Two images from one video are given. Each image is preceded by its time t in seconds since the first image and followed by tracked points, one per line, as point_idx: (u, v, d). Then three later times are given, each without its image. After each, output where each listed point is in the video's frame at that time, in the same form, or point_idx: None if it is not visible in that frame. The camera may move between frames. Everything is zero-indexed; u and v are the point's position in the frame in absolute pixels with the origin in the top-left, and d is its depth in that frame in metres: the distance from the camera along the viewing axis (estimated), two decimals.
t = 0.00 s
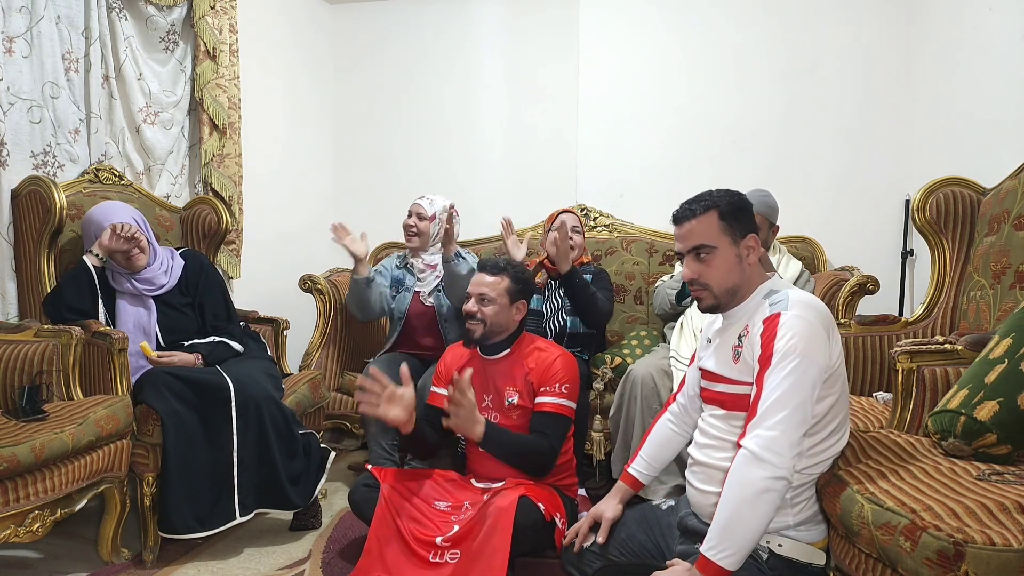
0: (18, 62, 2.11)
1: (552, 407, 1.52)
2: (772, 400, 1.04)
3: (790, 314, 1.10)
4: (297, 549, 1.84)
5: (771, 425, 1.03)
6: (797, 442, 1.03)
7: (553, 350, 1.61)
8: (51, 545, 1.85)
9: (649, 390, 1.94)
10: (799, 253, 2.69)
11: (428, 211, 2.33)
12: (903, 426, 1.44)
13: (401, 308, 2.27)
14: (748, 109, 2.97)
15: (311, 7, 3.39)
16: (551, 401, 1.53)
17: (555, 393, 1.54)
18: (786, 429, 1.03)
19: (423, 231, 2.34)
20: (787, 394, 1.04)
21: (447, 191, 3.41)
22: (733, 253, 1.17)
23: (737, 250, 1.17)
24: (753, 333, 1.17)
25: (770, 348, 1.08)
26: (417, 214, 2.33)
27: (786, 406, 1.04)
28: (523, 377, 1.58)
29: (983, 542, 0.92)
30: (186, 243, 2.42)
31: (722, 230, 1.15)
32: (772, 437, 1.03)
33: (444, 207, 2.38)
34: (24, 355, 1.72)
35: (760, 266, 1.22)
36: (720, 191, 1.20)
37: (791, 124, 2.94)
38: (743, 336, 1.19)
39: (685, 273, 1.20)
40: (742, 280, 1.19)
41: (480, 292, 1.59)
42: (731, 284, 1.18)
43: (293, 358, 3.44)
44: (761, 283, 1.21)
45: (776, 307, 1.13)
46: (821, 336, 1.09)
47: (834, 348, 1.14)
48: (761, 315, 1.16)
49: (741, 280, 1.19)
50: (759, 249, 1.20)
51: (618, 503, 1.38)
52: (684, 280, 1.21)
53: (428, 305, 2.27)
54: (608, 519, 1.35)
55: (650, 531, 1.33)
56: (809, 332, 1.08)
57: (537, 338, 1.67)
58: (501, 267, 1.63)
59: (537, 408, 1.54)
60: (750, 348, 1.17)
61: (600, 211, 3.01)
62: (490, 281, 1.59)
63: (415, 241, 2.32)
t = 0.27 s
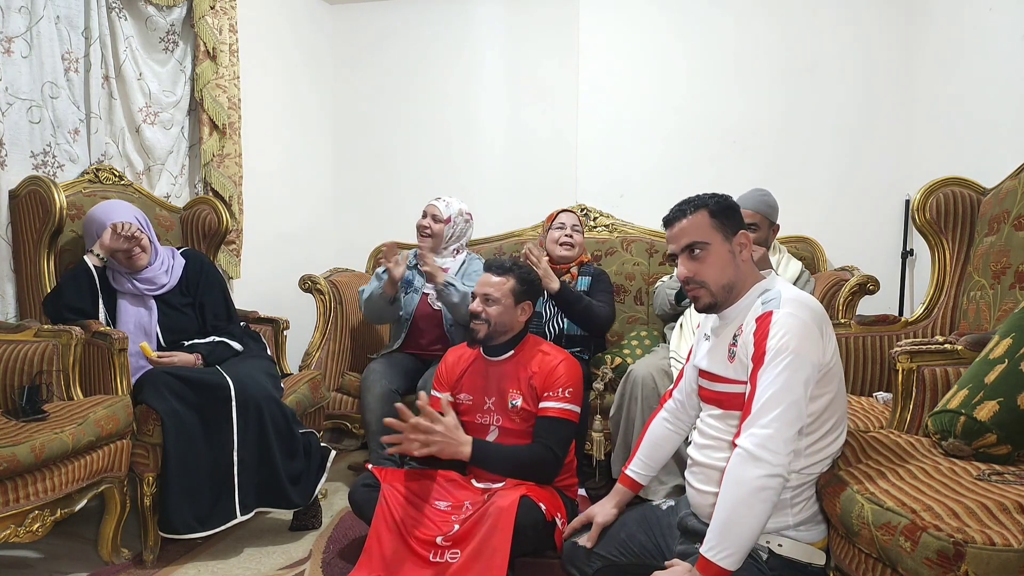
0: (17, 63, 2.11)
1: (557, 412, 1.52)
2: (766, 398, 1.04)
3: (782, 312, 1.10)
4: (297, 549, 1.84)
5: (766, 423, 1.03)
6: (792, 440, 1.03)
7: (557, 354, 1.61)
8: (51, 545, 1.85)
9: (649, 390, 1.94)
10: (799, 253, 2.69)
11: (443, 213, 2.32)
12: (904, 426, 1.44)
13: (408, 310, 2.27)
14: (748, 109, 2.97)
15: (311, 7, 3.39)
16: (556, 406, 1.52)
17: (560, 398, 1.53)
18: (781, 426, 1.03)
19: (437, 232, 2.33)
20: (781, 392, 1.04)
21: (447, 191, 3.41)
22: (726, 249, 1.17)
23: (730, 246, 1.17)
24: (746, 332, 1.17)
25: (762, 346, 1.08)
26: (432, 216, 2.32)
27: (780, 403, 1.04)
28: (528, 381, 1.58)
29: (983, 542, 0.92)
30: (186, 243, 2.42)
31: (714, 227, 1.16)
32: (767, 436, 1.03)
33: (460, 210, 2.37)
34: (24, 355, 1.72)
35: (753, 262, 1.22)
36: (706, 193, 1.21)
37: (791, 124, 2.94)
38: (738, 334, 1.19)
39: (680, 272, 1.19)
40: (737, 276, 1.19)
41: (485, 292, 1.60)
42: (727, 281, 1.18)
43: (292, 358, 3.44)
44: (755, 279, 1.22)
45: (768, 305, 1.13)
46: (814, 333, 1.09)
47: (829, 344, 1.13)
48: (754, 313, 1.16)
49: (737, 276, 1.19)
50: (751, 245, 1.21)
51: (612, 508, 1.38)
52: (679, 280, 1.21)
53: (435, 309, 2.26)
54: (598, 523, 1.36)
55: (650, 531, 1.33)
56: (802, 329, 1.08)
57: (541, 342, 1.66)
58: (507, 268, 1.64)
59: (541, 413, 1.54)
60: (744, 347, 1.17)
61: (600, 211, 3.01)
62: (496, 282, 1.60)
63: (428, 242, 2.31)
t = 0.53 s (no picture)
0: (16, 63, 2.11)
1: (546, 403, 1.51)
2: (763, 397, 1.04)
3: (778, 311, 1.10)
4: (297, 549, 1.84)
5: (763, 421, 1.03)
6: (789, 438, 1.03)
7: (555, 350, 1.60)
8: (51, 545, 1.85)
9: (648, 390, 1.94)
10: (799, 253, 2.69)
11: (454, 213, 2.31)
12: (904, 426, 1.44)
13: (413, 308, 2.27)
14: (748, 109, 2.97)
15: (311, 7, 3.39)
16: (545, 398, 1.51)
17: (551, 390, 1.53)
18: (778, 424, 1.03)
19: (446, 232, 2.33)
20: (777, 390, 1.04)
21: (447, 191, 3.41)
22: (723, 247, 1.17)
23: (726, 244, 1.17)
24: (743, 331, 1.17)
25: (759, 345, 1.08)
26: (443, 215, 2.32)
27: (777, 401, 1.03)
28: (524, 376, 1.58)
29: (983, 542, 0.92)
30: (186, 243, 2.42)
31: (710, 224, 1.16)
32: (764, 434, 1.02)
33: (471, 211, 2.36)
34: (24, 355, 1.72)
35: (750, 262, 1.22)
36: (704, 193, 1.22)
37: (791, 124, 2.94)
38: (735, 334, 1.19)
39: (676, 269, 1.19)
40: (734, 274, 1.19)
41: (486, 290, 1.59)
42: (723, 279, 1.18)
43: (292, 358, 3.44)
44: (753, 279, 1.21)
45: (764, 304, 1.13)
46: (810, 331, 1.09)
47: (825, 343, 1.13)
48: (750, 312, 1.16)
49: (733, 274, 1.19)
50: (748, 244, 1.21)
51: (609, 509, 1.38)
52: (675, 278, 1.21)
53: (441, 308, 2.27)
54: (594, 524, 1.37)
55: (650, 531, 1.33)
56: (798, 327, 1.08)
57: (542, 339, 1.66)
58: (508, 265, 1.63)
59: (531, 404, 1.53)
60: (740, 344, 1.17)
61: (600, 211, 3.01)
62: (497, 279, 1.59)
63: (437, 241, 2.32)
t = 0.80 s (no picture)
0: (16, 63, 2.11)
1: (558, 409, 1.52)
2: (762, 396, 1.04)
3: (777, 310, 1.10)
4: (297, 549, 1.84)
5: (762, 420, 1.03)
6: (789, 437, 1.03)
7: (557, 351, 1.60)
8: (51, 545, 1.85)
9: (649, 390, 1.94)
10: (799, 253, 2.69)
11: (456, 217, 2.26)
12: (904, 426, 1.44)
13: (412, 312, 2.28)
14: (748, 109, 2.97)
15: (311, 7, 3.39)
16: (557, 404, 1.53)
17: (561, 395, 1.53)
18: (777, 424, 1.03)
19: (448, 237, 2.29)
20: (777, 389, 1.04)
21: (447, 191, 3.42)
22: (722, 247, 1.17)
23: (726, 244, 1.17)
24: (743, 330, 1.17)
25: (758, 345, 1.08)
26: (444, 220, 2.27)
27: (776, 401, 1.03)
28: (529, 379, 1.58)
29: (984, 542, 0.92)
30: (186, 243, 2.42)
31: (710, 224, 1.16)
32: (763, 433, 1.02)
33: (474, 215, 2.30)
34: (24, 355, 1.72)
35: (750, 262, 1.22)
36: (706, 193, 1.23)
37: (791, 124, 2.94)
38: (734, 333, 1.19)
39: (675, 268, 1.20)
40: (732, 275, 1.19)
41: (485, 291, 1.59)
42: (721, 278, 1.18)
43: (293, 358, 3.44)
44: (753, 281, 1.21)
45: (763, 303, 1.13)
46: (810, 331, 1.08)
47: (824, 342, 1.13)
48: (750, 312, 1.16)
49: (731, 274, 1.19)
50: (748, 245, 1.20)
51: (609, 509, 1.38)
52: (674, 276, 1.21)
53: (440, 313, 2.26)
54: (594, 524, 1.36)
55: (650, 531, 1.33)
56: (798, 327, 1.08)
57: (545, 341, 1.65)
58: (507, 267, 1.62)
59: (542, 410, 1.54)
60: (740, 345, 1.17)
61: (600, 211, 3.02)
62: (496, 281, 1.59)
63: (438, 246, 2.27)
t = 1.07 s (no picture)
0: (16, 63, 2.11)
1: (557, 413, 1.52)
2: (763, 396, 1.04)
3: (778, 310, 1.10)
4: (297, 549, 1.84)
5: (762, 421, 1.03)
6: (789, 438, 1.03)
7: (557, 353, 1.61)
8: (51, 545, 1.85)
9: (649, 390, 1.94)
10: (799, 253, 2.69)
11: (451, 214, 2.29)
12: (903, 426, 1.44)
13: (412, 308, 2.27)
14: (749, 108, 2.97)
15: (311, 7, 3.39)
16: (555, 407, 1.52)
17: (561, 398, 1.53)
18: (777, 424, 1.03)
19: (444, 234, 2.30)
20: (777, 389, 1.04)
21: (447, 191, 3.42)
22: (720, 248, 1.17)
23: (725, 246, 1.17)
24: (743, 331, 1.17)
25: (758, 345, 1.08)
26: (440, 216, 2.30)
27: (776, 401, 1.04)
28: (529, 380, 1.58)
29: (983, 542, 0.92)
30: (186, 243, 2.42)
31: (710, 224, 1.16)
32: (763, 433, 1.02)
33: (467, 210, 2.33)
34: (24, 356, 1.72)
35: (751, 264, 1.21)
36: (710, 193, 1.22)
37: (791, 124, 2.94)
38: (734, 333, 1.19)
39: (674, 267, 1.21)
40: (730, 276, 1.19)
41: (486, 292, 1.60)
42: (719, 279, 1.18)
43: (293, 358, 3.44)
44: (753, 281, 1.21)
45: (763, 304, 1.13)
46: (810, 331, 1.08)
47: (825, 342, 1.13)
48: (750, 313, 1.16)
49: (730, 276, 1.19)
50: (749, 246, 1.20)
51: (610, 509, 1.38)
52: (673, 275, 1.22)
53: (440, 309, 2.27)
54: (594, 524, 1.36)
55: (650, 531, 1.33)
56: (798, 327, 1.08)
57: (544, 342, 1.66)
58: (508, 267, 1.63)
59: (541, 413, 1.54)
60: (740, 345, 1.17)
61: (600, 211, 3.02)
62: (497, 281, 1.60)
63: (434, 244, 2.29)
